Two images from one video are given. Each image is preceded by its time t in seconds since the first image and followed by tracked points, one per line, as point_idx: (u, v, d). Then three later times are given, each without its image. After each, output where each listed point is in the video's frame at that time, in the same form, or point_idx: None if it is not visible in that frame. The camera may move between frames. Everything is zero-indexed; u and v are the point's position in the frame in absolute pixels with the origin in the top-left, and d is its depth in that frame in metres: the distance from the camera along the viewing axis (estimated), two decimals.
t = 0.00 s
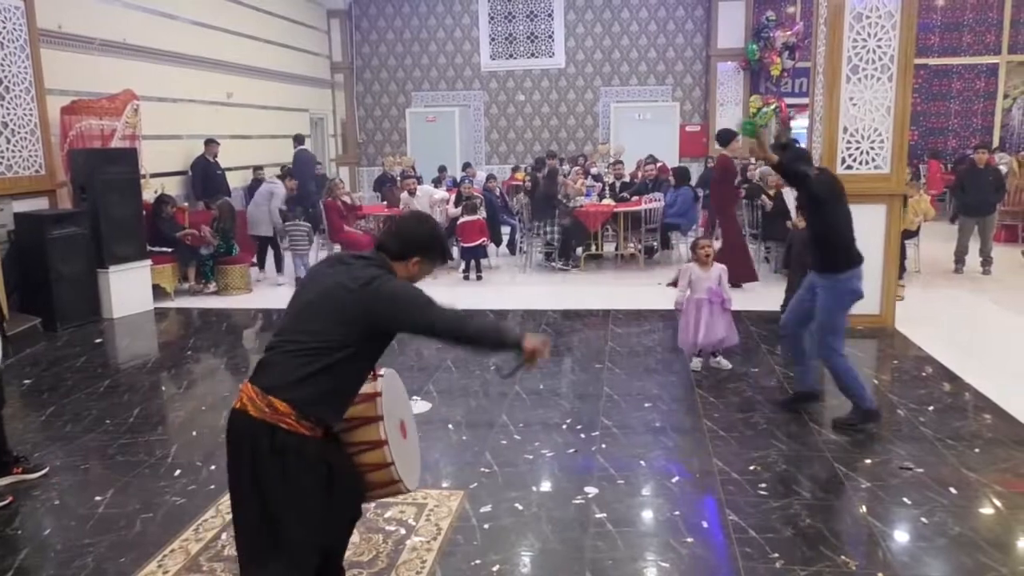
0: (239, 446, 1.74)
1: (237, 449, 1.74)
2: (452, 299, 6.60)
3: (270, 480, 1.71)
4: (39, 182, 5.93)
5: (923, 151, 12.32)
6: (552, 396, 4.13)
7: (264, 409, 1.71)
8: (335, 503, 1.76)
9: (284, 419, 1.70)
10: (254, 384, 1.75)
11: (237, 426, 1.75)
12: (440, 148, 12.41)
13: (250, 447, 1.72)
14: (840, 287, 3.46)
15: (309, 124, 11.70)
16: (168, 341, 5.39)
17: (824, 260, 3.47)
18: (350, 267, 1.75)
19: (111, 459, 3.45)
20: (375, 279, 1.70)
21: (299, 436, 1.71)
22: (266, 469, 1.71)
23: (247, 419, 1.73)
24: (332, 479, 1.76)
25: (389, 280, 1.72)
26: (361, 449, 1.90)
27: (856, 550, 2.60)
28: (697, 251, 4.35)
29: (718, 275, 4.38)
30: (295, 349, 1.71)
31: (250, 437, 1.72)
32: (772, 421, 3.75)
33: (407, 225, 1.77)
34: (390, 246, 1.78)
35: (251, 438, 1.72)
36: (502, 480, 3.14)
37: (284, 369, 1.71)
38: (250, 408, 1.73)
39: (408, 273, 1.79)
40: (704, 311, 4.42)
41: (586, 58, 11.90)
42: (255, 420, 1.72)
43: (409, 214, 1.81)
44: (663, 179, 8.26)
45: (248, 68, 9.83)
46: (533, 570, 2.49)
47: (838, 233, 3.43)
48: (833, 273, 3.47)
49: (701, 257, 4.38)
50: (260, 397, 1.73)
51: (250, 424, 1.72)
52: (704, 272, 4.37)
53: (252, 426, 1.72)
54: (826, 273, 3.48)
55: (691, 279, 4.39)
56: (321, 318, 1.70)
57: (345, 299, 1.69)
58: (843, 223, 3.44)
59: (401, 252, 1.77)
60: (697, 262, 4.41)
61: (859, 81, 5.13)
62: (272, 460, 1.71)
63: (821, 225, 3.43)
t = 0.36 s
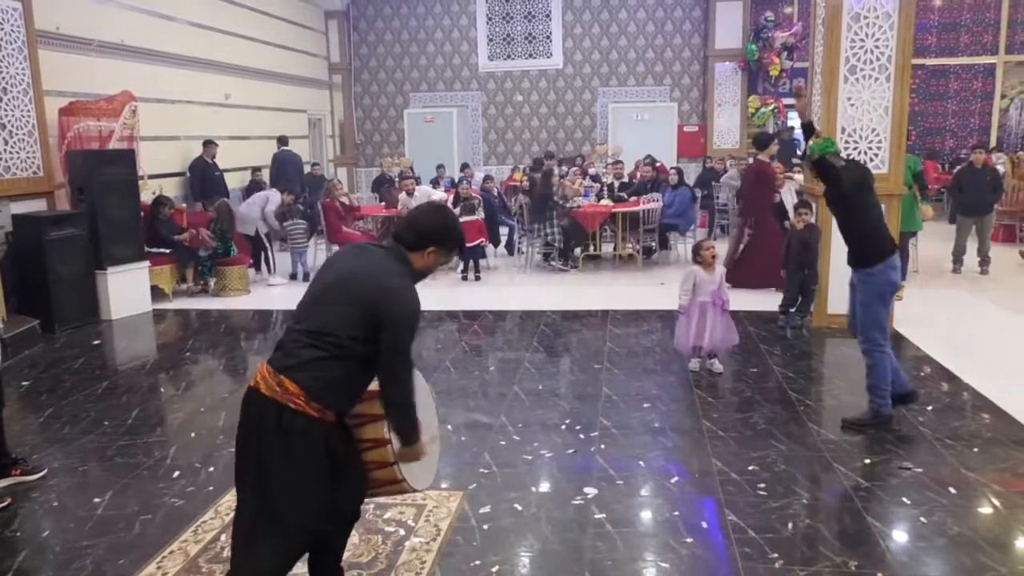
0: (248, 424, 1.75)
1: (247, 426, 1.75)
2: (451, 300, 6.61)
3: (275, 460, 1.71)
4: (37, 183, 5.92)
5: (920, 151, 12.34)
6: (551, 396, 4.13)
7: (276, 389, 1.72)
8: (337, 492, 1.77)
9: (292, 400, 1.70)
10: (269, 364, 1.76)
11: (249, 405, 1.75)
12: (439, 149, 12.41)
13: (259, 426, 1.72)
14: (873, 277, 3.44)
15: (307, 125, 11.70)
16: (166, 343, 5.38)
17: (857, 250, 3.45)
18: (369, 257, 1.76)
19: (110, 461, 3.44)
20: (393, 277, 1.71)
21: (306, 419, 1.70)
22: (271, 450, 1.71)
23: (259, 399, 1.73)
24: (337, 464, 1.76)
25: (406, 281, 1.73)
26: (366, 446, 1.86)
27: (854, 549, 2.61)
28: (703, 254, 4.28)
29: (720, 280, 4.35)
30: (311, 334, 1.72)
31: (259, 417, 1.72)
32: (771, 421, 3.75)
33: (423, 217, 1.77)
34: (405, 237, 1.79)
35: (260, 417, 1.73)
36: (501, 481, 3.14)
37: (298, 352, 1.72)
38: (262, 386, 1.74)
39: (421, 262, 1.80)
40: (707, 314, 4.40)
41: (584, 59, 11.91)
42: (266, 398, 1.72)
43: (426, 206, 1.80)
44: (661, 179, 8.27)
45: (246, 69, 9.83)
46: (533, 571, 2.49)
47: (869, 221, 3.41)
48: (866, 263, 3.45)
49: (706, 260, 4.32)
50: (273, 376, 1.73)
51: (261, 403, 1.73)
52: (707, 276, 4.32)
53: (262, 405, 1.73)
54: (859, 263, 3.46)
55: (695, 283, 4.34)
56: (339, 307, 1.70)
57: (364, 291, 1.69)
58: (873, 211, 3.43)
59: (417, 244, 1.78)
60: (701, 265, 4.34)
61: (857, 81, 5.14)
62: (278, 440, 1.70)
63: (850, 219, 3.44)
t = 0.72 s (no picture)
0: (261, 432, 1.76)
1: (259, 434, 1.76)
2: (450, 300, 6.61)
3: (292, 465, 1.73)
4: (36, 184, 5.92)
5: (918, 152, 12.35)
6: (550, 397, 4.13)
7: (284, 396, 1.73)
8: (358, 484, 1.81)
9: (300, 406, 1.71)
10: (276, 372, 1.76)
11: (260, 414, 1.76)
12: (437, 150, 12.41)
13: (271, 434, 1.74)
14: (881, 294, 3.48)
15: (306, 126, 11.69)
16: (165, 343, 5.38)
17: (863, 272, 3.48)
18: (372, 267, 1.75)
19: (109, 462, 3.44)
20: (396, 284, 1.70)
21: (315, 423, 1.72)
22: (287, 455, 1.73)
23: (268, 407, 1.75)
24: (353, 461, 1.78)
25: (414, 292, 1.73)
26: (376, 451, 1.94)
27: (854, 549, 2.61)
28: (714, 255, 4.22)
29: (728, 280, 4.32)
30: (314, 343, 1.71)
31: (270, 424, 1.74)
32: (770, 421, 3.75)
33: (424, 223, 1.76)
34: (408, 243, 1.78)
35: (270, 423, 1.74)
36: (501, 481, 3.14)
37: (303, 361, 1.72)
38: (271, 393, 1.75)
39: (425, 267, 1.79)
40: (718, 315, 4.37)
41: (582, 59, 11.92)
42: (276, 406, 1.73)
43: (429, 210, 1.79)
44: (660, 179, 8.26)
45: (245, 70, 9.83)
46: (533, 571, 2.49)
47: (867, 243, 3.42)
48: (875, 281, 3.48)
49: (716, 262, 4.27)
50: (280, 384, 1.74)
51: (270, 411, 1.74)
52: (717, 277, 4.28)
53: (271, 412, 1.74)
54: (869, 282, 3.49)
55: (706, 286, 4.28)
56: (340, 315, 1.70)
57: (364, 301, 1.69)
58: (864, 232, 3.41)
59: (421, 249, 1.77)
60: (710, 267, 4.28)
61: (856, 81, 5.14)
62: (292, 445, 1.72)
63: (859, 237, 3.42)
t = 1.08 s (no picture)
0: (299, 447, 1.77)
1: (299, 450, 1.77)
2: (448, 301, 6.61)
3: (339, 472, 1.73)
4: (34, 186, 5.92)
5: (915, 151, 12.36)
6: (549, 397, 4.13)
7: (312, 409, 1.73)
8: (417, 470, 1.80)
9: (332, 415, 1.71)
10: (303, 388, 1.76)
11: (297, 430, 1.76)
12: (435, 150, 12.41)
13: (310, 448, 1.74)
14: (820, 295, 3.50)
15: (303, 128, 11.69)
16: (164, 345, 5.37)
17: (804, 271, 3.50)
18: (391, 272, 1.73)
19: (108, 464, 3.43)
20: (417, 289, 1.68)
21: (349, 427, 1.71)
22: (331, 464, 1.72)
23: (299, 422, 1.75)
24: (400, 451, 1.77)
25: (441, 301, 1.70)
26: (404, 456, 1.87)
27: (852, 548, 2.61)
28: (708, 258, 4.15)
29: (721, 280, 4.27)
30: (335, 354, 1.71)
31: (305, 439, 1.74)
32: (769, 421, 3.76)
33: (447, 234, 1.74)
34: (430, 252, 1.75)
35: (303, 438, 1.74)
36: (500, 482, 3.14)
37: (325, 374, 1.72)
38: (299, 409, 1.76)
39: (447, 277, 1.76)
40: (714, 317, 4.31)
41: (580, 60, 11.92)
42: (306, 420, 1.74)
43: (451, 219, 1.76)
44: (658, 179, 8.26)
45: (242, 71, 9.81)
46: (533, 571, 2.50)
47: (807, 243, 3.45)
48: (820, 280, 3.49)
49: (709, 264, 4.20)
50: (306, 399, 1.74)
51: (302, 425, 1.74)
52: (712, 279, 4.21)
53: (303, 427, 1.74)
54: (810, 282, 3.51)
55: (701, 288, 4.21)
56: (357, 326, 1.69)
57: (380, 310, 1.67)
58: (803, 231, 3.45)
59: (443, 261, 1.74)
60: (704, 268, 4.21)
61: (854, 81, 5.14)
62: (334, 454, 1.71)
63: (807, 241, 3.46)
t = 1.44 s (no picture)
0: (383, 459, 1.64)
1: (380, 465, 1.64)
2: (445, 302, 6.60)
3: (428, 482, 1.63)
4: (30, 187, 5.91)
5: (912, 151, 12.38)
6: (547, 397, 4.12)
7: (402, 421, 1.61)
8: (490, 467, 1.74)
9: (424, 426, 1.61)
10: (382, 398, 1.63)
11: (378, 444, 1.63)
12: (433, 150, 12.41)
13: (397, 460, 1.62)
14: (804, 282, 3.59)
15: (301, 128, 11.69)
16: (161, 346, 5.37)
17: (783, 260, 3.58)
18: (468, 274, 1.66)
19: (106, 465, 3.43)
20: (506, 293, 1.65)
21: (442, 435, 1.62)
22: (422, 477, 1.63)
23: (384, 436, 1.62)
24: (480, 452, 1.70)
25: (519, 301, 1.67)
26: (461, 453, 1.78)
27: (851, 548, 2.61)
28: (705, 259, 4.15)
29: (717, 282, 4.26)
30: (422, 362, 1.60)
31: (393, 453, 1.62)
32: (768, 421, 3.76)
33: (528, 232, 1.71)
34: (510, 253, 1.72)
35: (388, 452, 1.62)
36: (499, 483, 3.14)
37: (411, 384, 1.60)
38: (380, 421, 1.62)
39: (525, 278, 1.74)
40: (711, 319, 4.30)
41: (577, 60, 11.93)
42: (394, 434, 1.61)
43: (526, 218, 1.74)
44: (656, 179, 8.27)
45: (239, 72, 9.79)
46: (532, 572, 2.49)
47: (780, 233, 3.52)
48: (798, 267, 3.58)
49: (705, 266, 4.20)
50: (392, 410, 1.61)
51: (388, 438, 1.62)
52: (708, 280, 4.20)
53: (387, 441, 1.62)
54: (790, 270, 3.60)
55: (698, 290, 4.21)
56: (445, 330, 1.60)
57: (472, 312, 1.59)
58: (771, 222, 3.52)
59: (523, 258, 1.71)
60: (701, 270, 4.20)
61: (851, 82, 5.15)
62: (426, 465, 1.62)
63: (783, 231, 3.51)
